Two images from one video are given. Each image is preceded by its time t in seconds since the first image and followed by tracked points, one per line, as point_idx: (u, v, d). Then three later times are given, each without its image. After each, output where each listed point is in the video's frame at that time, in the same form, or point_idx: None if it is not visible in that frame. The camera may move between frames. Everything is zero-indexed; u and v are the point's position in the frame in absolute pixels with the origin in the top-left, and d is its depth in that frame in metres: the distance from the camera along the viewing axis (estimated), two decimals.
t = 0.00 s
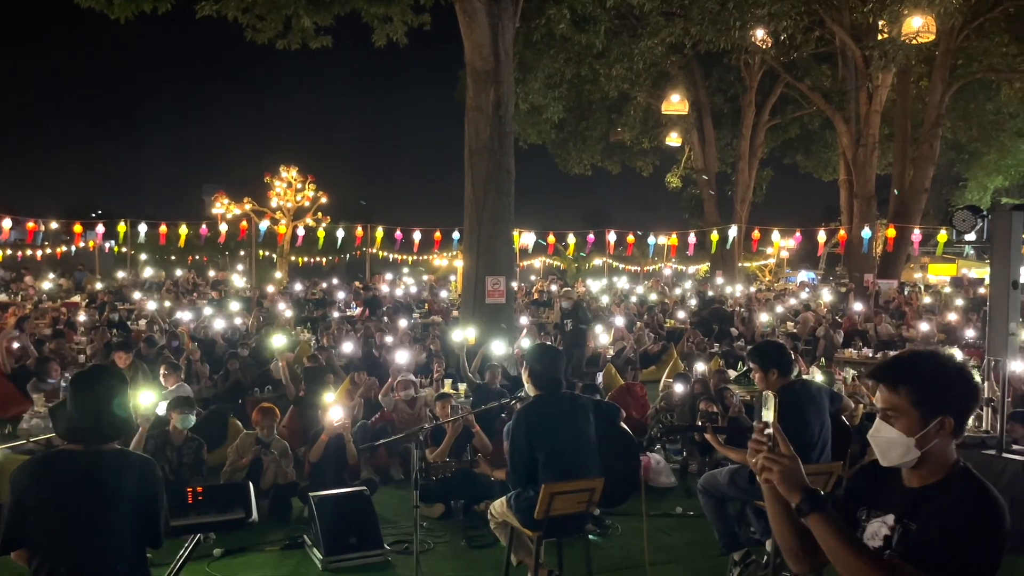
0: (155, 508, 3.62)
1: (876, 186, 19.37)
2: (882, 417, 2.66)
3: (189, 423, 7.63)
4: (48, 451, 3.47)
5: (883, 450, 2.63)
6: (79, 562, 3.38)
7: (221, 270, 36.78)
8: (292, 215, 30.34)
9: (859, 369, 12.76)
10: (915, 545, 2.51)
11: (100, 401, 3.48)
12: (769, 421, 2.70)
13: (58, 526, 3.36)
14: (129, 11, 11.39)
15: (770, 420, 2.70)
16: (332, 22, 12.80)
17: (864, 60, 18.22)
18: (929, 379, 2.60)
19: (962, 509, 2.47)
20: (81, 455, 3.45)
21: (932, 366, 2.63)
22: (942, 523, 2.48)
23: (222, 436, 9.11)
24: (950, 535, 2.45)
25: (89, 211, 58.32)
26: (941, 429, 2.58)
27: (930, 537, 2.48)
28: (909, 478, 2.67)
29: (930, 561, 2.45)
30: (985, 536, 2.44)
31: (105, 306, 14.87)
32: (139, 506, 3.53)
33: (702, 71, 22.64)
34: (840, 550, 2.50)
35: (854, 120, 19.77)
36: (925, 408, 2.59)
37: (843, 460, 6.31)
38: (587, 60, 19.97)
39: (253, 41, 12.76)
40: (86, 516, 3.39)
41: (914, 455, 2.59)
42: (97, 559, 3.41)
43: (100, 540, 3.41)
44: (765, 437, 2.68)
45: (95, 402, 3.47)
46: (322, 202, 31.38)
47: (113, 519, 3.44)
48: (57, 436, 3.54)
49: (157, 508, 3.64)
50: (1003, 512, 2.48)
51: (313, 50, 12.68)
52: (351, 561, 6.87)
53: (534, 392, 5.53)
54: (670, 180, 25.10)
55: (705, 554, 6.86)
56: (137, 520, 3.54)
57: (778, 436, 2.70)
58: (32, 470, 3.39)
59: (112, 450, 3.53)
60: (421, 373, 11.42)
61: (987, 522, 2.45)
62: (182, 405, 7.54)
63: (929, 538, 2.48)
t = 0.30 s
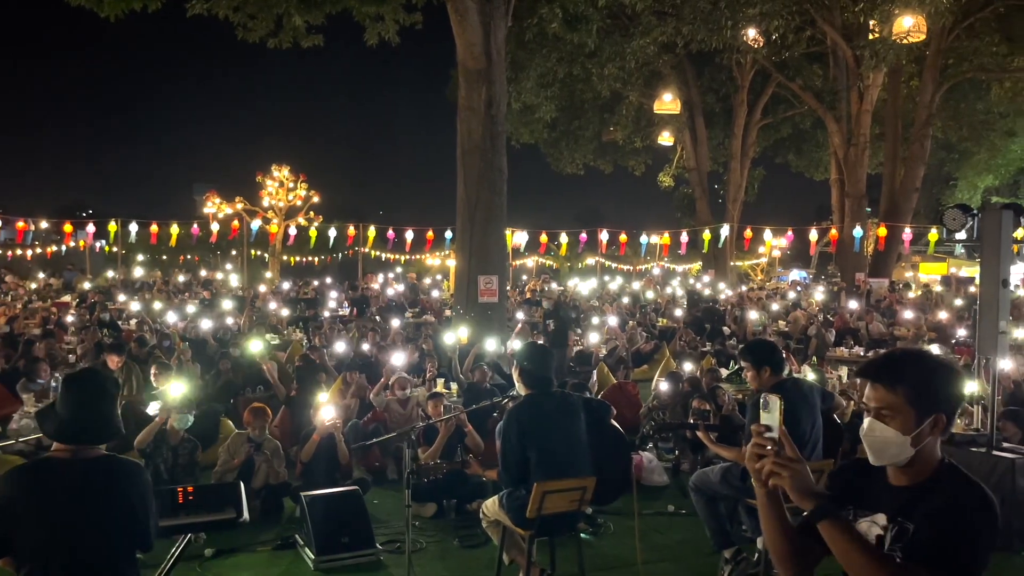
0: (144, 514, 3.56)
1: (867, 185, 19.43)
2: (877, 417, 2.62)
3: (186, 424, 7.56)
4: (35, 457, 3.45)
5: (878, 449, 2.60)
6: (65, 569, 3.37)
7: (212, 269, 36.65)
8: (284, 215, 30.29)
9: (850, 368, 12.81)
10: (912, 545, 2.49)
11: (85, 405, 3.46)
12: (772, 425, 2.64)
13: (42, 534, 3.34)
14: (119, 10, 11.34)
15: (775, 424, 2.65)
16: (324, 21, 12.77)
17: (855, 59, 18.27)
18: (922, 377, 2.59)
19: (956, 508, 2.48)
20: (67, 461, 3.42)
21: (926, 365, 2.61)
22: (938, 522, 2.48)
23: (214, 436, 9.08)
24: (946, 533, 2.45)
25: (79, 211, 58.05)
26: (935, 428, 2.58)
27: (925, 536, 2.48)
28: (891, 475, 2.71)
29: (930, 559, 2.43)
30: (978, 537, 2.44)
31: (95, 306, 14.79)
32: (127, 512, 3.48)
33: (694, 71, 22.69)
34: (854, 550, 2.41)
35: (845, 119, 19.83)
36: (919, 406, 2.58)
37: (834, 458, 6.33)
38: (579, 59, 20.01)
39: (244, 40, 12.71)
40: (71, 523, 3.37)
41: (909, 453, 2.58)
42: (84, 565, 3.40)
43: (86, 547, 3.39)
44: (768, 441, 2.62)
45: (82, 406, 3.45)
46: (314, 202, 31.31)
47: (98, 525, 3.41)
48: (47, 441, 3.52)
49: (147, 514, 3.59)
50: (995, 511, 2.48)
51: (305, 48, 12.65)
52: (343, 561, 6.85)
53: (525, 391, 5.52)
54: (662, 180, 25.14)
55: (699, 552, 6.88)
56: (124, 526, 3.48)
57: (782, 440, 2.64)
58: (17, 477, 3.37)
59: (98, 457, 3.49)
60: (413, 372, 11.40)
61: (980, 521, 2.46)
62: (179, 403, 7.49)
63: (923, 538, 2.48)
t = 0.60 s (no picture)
0: (130, 515, 3.54)
1: (858, 184, 19.49)
2: (867, 417, 2.61)
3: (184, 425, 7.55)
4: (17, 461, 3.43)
5: (871, 449, 2.59)
6: (51, 572, 3.35)
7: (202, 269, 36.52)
8: (275, 214, 30.21)
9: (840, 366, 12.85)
10: (905, 543, 2.53)
11: (68, 407, 3.45)
12: (775, 429, 2.54)
13: (26, 536, 3.32)
14: (108, 8, 11.27)
15: (777, 428, 2.54)
16: (314, 20, 12.75)
17: (845, 59, 18.34)
18: (911, 376, 2.59)
19: (948, 505, 2.50)
20: (51, 463, 3.41)
21: (913, 363, 2.62)
22: (930, 520, 2.50)
23: (205, 436, 9.04)
24: (937, 531, 2.48)
25: (70, 209, 57.78)
26: (924, 424, 2.59)
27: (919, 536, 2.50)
28: (876, 473, 2.71)
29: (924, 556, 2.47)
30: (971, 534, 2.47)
31: (84, 306, 14.72)
32: (112, 513, 3.46)
33: (685, 70, 22.73)
34: (856, 551, 2.43)
35: (835, 118, 19.90)
36: (908, 405, 2.59)
37: (824, 456, 6.35)
38: (570, 59, 20.03)
39: (234, 39, 12.66)
40: (56, 525, 3.35)
41: (899, 451, 2.58)
42: (69, 567, 3.38)
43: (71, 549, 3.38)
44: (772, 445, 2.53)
45: (65, 408, 3.44)
46: (305, 201, 31.24)
47: (83, 526, 3.40)
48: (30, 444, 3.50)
49: (132, 514, 3.57)
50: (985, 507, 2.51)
51: (295, 47, 12.61)
52: (333, 561, 6.85)
53: (516, 390, 5.52)
54: (653, 179, 25.18)
55: (688, 550, 6.89)
56: (109, 528, 3.46)
57: (785, 443, 2.56)
58: None
59: (82, 458, 3.48)
60: (405, 372, 11.39)
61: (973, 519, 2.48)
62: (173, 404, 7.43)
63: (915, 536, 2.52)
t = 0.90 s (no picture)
0: (116, 511, 3.51)
1: (847, 183, 19.56)
2: (858, 415, 2.60)
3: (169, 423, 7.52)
4: None
5: (862, 449, 2.57)
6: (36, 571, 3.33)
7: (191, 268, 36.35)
8: (264, 214, 30.12)
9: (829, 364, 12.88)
10: (896, 542, 2.54)
11: (47, 406, 3.41)
12: (774, 433, 2.48)
13: (14, 537, 3.31)
14: (96, 6, 11.19)
15: (777, 431, 2.47)
16: (304, 19, 12.71)
17: (834, 59, 18.41)
18: (898, 375, 2.60)
19: (935, 504, 2.53)
20: (32, 462, 3.37)
21: (901, 362, 2.62)
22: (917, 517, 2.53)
23: (193, 436, 8.99)
24: (927, 529, 2.51)
25: (57, 209, 57.39)
26: (912, 423, 2.60)
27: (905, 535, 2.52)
28: (864, 472, 2.69)
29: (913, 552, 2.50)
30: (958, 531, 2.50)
31: (71, 306, 14.62)
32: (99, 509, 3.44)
33: (675, 70, 22.77)
34: (856, 552, 2.42)
35: (825, 118, 19.97)
36: (898, 404, 2.59)
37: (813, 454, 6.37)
38: (560, 58, 20.04)
39: (223, 37, 12.59)
40: (43, 525, 3.34)
41: (889, 451, 2.57)
42: (56, 568, 3.36)
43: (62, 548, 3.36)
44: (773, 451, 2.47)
45: (45, 406, 3.41)
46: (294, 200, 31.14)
47: (69, 526, 3.37)
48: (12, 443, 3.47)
49: (119, 512, 3.54)
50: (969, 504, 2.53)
51: (285, 46, 12.57)
52: (323, 561, 6.82)
53: (508, 387, 5.52)
54: (643, 178, 25.21)
55: (677, 549, 6.90)
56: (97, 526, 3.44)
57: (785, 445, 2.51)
58: None
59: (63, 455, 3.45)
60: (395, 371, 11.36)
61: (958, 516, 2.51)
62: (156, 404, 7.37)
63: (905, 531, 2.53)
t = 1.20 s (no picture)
0: (98, 503, 3.60)
1: (834, 182, 19.65)
2: (820, 428, 2.67)
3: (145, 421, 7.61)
4: None
5: (827, 458, 2.65)
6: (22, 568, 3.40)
7: (179, 268, 36.19)
8: (252, 213, 30.07)
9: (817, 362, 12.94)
10: (874, 548, 2.52)
11: (16, 400, 3.43)
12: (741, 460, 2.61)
13: (6, 538, 3.39)
14: (82, 4, 11.14)
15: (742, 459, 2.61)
16: (292, 17, 12.66)
17: (821, 59, 18.49)
18: (855, 381, 2.63)
19: (914, 505, 2.51)
20: (11, 459, 3.43)
21: (860, 368, 2.64)
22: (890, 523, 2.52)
23: (179, 437, 8.95)
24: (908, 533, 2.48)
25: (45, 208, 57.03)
26: (877, 427, 2.61)
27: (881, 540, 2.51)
28: (845, 477, 2.71)
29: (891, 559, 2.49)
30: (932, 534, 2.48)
31: (57, 305, 14.54)
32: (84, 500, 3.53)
33: (664, 69, 22.81)
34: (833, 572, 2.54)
35: (812, 117, 20.05)
36: (858, 411, 2.62)
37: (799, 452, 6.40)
38: (548, 58, 20.06)
39: (211, 35, 12.53)
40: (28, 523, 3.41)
41: (856, 458, 2.62)
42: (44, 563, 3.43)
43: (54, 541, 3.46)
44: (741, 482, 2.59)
45: (14, 401, 3.43)
46: (283, 199, 31.06)
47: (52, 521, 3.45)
48: None
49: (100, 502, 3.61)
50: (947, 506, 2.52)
51: (273, 44, 12.52)
52: (310, 560, 6.81)
53: (500, 386, 5.51)
54: (632, 177, 25.26)
55: (665, 547, 6.92)
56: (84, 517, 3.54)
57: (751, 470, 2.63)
58: None
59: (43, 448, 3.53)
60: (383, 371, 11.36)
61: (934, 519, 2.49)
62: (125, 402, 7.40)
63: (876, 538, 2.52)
